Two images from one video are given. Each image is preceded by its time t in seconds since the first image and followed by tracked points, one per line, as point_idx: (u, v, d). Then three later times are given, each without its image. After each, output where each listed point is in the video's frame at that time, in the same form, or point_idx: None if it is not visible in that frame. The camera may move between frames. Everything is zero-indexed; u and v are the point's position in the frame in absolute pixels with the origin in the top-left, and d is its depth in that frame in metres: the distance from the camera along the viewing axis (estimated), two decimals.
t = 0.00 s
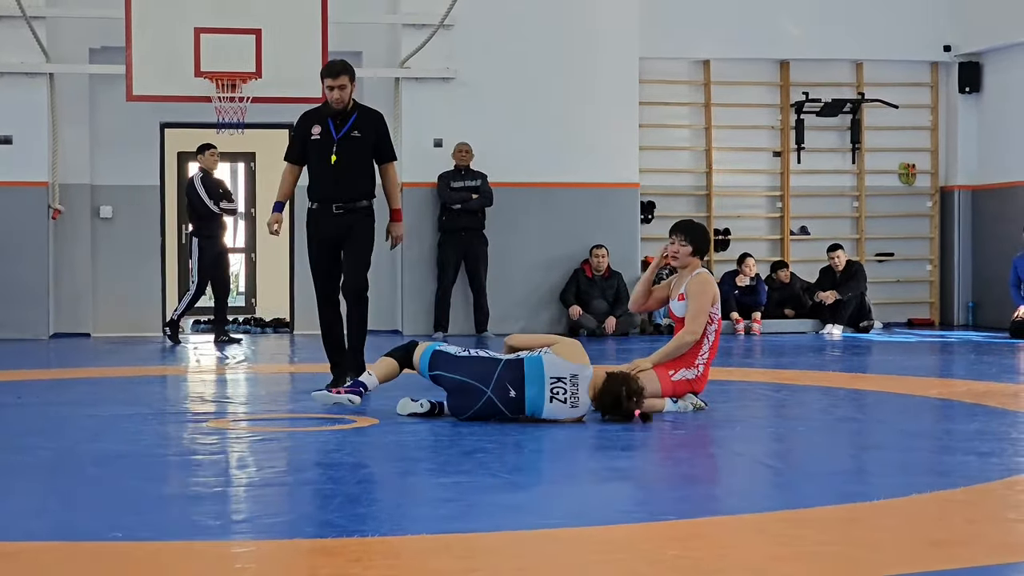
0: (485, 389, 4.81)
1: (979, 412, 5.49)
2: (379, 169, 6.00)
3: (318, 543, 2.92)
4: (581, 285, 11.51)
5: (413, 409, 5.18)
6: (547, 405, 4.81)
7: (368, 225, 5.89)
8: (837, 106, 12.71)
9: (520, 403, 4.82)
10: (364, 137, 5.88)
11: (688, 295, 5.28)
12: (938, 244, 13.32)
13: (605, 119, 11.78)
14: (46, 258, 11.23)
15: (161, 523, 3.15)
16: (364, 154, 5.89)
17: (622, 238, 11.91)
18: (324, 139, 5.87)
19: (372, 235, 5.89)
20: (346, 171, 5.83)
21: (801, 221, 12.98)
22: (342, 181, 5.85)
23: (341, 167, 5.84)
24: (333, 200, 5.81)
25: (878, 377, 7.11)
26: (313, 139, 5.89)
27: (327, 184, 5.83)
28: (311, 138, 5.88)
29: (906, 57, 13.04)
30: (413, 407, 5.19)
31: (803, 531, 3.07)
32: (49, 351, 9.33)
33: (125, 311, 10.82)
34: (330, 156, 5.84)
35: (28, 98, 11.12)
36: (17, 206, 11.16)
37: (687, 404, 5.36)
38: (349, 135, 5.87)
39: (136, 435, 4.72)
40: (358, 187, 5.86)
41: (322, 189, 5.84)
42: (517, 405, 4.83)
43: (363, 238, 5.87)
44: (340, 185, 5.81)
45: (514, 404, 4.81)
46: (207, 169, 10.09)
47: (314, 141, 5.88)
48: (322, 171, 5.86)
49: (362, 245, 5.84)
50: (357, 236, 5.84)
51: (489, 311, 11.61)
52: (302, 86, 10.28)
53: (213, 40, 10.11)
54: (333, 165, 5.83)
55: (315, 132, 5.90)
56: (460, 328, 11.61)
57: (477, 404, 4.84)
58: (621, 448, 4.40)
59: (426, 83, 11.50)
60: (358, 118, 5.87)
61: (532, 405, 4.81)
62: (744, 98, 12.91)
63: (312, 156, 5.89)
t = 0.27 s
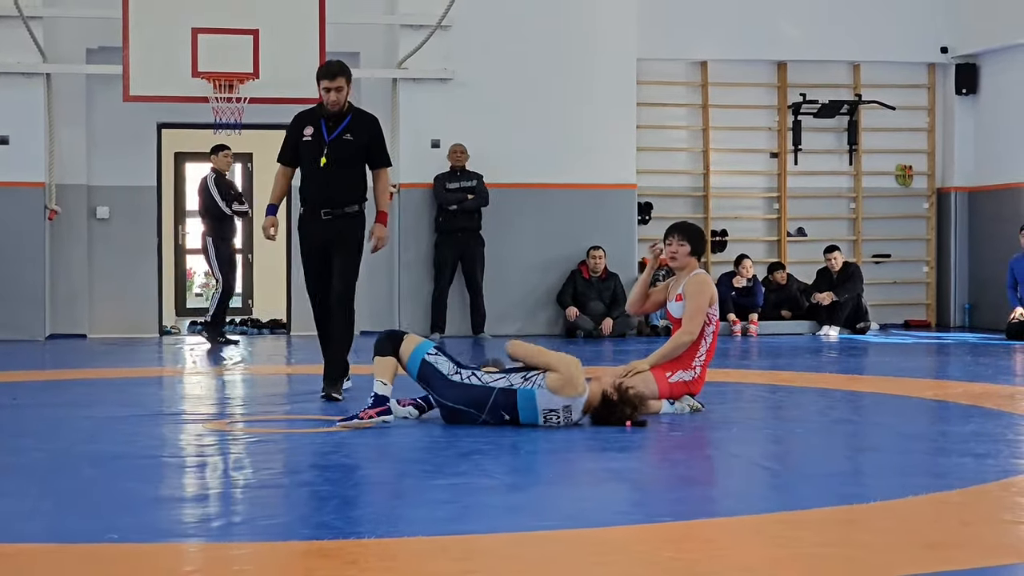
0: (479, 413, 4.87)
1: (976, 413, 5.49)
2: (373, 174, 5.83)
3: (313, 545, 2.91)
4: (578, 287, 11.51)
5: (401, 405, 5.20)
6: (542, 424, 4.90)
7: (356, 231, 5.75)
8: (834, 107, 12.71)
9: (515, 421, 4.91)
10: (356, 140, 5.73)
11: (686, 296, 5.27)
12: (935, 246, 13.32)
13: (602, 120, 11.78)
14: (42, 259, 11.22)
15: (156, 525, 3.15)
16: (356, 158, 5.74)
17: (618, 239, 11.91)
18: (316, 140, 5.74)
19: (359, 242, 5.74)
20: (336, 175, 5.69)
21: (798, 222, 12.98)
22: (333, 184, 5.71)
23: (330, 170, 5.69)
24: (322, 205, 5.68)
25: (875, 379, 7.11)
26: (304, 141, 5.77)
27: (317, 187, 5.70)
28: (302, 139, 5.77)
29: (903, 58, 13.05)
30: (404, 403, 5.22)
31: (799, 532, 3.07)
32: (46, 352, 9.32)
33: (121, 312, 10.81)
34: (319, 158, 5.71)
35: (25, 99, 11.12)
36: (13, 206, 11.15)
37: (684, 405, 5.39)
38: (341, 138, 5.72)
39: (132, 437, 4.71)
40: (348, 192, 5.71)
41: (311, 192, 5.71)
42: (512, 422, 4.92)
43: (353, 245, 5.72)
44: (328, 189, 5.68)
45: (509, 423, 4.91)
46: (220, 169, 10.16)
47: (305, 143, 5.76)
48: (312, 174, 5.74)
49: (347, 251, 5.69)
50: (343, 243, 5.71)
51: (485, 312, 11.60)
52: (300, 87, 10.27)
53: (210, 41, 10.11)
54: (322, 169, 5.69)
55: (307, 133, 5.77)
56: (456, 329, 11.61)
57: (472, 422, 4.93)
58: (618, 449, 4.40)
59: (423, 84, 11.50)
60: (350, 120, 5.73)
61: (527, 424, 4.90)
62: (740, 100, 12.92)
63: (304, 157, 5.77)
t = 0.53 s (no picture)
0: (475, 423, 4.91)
1: (972, 416, 5.50)
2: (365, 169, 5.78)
3: (308, 545, 2.91)
4: (575, 289, 11.49)
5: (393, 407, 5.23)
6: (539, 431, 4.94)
7: (347, 226, 5.71)
8: (830, 110, 12.72)
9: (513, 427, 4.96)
10: (347, 133, 5.70)
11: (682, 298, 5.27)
12: (931, 248, 13.34)
13: (599, 122, 11.78)
14: (38, 258, 11.21)
15: (152, 525, 3.15)
16: (347, 152, 5.69)
17: (615, 241, 11.92)
18: (306, 134, 5.71)
19: (350, 238, 5.70)
20: (326, 168, 5.65)
21: (795, 225, 13.00)
22: (323, 177, 5.66)
23: (321, 164, 5.66)
24: (312, 198, 5.64)
25: (871, 381, 7.13)
26: (296, 135, 5.74)
27: (308, 181, 5.67)
28: (294, 133, 5.74)
29: (899, 61, 13.08)
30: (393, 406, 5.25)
31: (795, 534, 3.07)
32: (41, 352, 9.31)
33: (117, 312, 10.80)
34: (310, 151, 5.67)
35: (21, 98, 11.12)
36: (10, 206, 11.16)
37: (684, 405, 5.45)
38: (332, 132, 5.68)
39: (128, 437, 4.71)
40: (338, 186, 5.66)
41: (301, 186, 5.67)
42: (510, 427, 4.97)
43: (343, 240, 5.68)
44: (318, 183, 5.64)
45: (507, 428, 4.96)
46: (229, 170, 10.11)
47: (296, 137, 5.73)
48: (303, 167, 5.70)
49: (338, 247, 5.66)
50: (334, 238, 5.67)
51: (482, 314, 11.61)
52: (297, 88, 10.27)
53: (207, 42, 10.11)
54: (313, 162, 5.65)
55: (299, 127, 5.74)
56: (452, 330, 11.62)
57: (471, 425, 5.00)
58: (614, 451, 4.40)
59: (420, 85, 11.50)
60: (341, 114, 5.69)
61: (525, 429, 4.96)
62: (737, 102, 12.93)
63: (295, 151, 5.74)
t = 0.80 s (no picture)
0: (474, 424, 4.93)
1: (968, 417, 5.51)
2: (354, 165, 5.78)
3: (306, 547, 2.91)
4: (572, 290, 11.50)
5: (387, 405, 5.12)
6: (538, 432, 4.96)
7: (338, 225, 5.71)
8: (828, 111, 12.72)
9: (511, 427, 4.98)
10: (335, 131, 5.68)
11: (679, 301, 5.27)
12: (928, 249, 13.36)
13: (597, 123, 11.79)
14: (35, 259, 11.20)
15: (149, 526, 3.15)
16: (335, 150, 5.68)
17: (612, 241, 11.92)
18: (295, 133, 5.68)
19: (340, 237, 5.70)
20: (316, 167, 5.63)
21: (792, 226, 13.00)
22: (313, 176, 5.65)
23: (310, 163, 5.64)
24: (302, 198, 5.63)
25: (867, 382, 7.14)
26: (284, 134, 5.71)
27: (297, 181, 5.65)
28: (282, 132, 5.71)
29: (896, 62, 13.10)
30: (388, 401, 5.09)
31: (791, 535, 3.08)
32: (38, 353, 9.30)
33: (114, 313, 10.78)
34: (299, 150, 5.65)
35: (18, 99, 11.11)
36: (7, 206, 11.14)
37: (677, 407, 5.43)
38: (320, 129, 5.67)
39: (125, 438, 4.71)
40: (328, 185, 5.66)
41: (291, 186, 5.65)
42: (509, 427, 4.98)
43: (333, 239, 5.69)
44: (308, 182, 5.62)
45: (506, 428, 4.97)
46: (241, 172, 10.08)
47: (285, 136, 5.70)
48: (292, 167, 5.68)
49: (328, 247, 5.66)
50: (325, 237, 5.67)
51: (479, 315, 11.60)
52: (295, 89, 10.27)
53: (204, 42, 10.09)
54: (302, 162, 5.64)
55: (287, 126, 5.71)
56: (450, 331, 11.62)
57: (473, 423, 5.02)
58: (611, 452, 4.41)
59: (418, 86, 11.51)
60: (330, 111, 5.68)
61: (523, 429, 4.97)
62: (734, 103, 12.94)
63: (284, 150, 5.71)
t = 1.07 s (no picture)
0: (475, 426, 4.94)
1: (966, 417, 5.51)
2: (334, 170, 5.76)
3: (304, 549, 2.92)
4: (569, 291, 11.51)
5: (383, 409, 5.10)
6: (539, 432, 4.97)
7: (321, 231, 5.69)
8: (825, 111, 12.74)
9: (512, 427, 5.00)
10: (314, 136, 5.66)
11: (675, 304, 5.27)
12: (926, 249, 13.37)
13: (593, 124, 11.80)
14: (32, 263, 11.18)
15: (147, 529, 3.15)
16: (315, 155, 5.66)
17: (609, 242, 11.92)
18: (273, 140, 5.64)
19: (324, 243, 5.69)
20: (298, 173, 5.61)
21: (789, 226, 13.00)
22: (294, 182, 5.62)
23: (291, 169, 5.61)
24: (285, 205, 5.59)
25: (864, 382, 7.14)
26: (262, 142, 5.66)
27: (277, 188, 5.61)
28: (260, 140, 5.66)
29: (892, 62, 13.11)
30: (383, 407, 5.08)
31: (790, 535, 3.08)
32: (36, 356, 9.29)
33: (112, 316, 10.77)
34: (279, 157, 5.61)
35: (14, 102, 11.10)
36: (4, 210, 11.13)
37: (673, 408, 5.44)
38: (298, 135, 5.64)
39: (123, 441, 4.70)
40: (310, 191, 5.64)
41: (272, 194, 5.61)
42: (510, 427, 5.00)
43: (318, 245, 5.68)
44: (291, 188, 5.60)
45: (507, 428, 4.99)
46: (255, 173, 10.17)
47: (263, 143, 5.66)
48: (272, 174, 5.63)
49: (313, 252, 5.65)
50: (309, 243, 5.65)
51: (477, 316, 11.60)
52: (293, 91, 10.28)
53: (201, 45, 10.09)
54: (283, 168, 5.60)
55: (264, 133, 5.67)
56: (448, 333, 11.61)
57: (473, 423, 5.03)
58: (609, 453, 4.41)
59: (414, 88, 11.51)
60: (307, 117, 5.65)
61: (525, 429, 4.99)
62: (731, 103, 12.94)
63: (262, 158, 5.66)
